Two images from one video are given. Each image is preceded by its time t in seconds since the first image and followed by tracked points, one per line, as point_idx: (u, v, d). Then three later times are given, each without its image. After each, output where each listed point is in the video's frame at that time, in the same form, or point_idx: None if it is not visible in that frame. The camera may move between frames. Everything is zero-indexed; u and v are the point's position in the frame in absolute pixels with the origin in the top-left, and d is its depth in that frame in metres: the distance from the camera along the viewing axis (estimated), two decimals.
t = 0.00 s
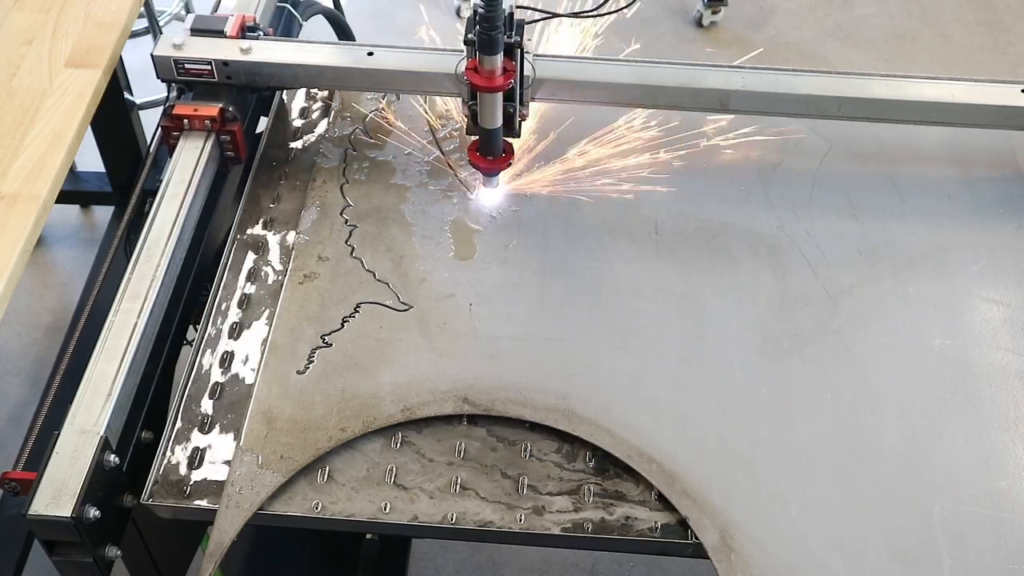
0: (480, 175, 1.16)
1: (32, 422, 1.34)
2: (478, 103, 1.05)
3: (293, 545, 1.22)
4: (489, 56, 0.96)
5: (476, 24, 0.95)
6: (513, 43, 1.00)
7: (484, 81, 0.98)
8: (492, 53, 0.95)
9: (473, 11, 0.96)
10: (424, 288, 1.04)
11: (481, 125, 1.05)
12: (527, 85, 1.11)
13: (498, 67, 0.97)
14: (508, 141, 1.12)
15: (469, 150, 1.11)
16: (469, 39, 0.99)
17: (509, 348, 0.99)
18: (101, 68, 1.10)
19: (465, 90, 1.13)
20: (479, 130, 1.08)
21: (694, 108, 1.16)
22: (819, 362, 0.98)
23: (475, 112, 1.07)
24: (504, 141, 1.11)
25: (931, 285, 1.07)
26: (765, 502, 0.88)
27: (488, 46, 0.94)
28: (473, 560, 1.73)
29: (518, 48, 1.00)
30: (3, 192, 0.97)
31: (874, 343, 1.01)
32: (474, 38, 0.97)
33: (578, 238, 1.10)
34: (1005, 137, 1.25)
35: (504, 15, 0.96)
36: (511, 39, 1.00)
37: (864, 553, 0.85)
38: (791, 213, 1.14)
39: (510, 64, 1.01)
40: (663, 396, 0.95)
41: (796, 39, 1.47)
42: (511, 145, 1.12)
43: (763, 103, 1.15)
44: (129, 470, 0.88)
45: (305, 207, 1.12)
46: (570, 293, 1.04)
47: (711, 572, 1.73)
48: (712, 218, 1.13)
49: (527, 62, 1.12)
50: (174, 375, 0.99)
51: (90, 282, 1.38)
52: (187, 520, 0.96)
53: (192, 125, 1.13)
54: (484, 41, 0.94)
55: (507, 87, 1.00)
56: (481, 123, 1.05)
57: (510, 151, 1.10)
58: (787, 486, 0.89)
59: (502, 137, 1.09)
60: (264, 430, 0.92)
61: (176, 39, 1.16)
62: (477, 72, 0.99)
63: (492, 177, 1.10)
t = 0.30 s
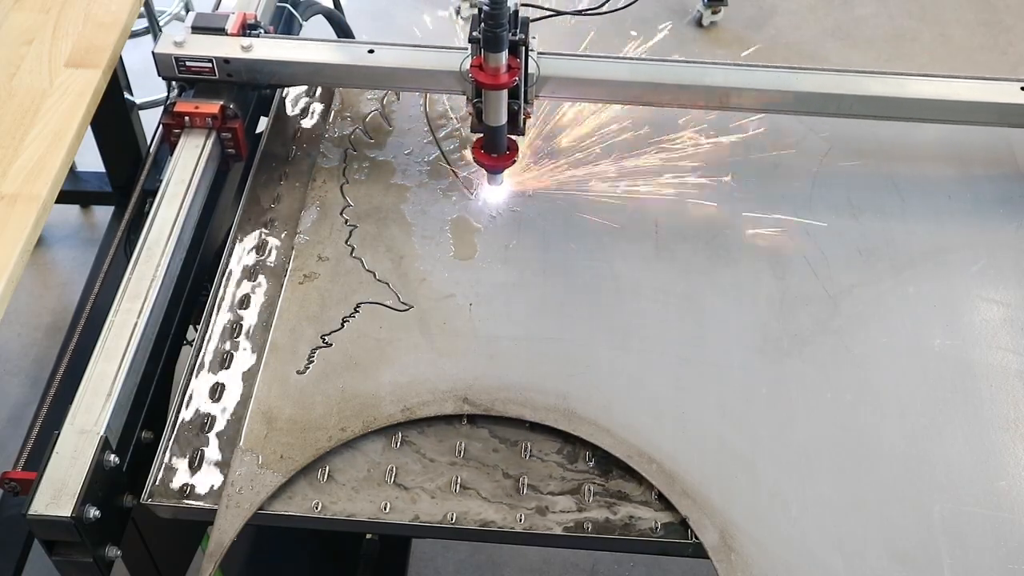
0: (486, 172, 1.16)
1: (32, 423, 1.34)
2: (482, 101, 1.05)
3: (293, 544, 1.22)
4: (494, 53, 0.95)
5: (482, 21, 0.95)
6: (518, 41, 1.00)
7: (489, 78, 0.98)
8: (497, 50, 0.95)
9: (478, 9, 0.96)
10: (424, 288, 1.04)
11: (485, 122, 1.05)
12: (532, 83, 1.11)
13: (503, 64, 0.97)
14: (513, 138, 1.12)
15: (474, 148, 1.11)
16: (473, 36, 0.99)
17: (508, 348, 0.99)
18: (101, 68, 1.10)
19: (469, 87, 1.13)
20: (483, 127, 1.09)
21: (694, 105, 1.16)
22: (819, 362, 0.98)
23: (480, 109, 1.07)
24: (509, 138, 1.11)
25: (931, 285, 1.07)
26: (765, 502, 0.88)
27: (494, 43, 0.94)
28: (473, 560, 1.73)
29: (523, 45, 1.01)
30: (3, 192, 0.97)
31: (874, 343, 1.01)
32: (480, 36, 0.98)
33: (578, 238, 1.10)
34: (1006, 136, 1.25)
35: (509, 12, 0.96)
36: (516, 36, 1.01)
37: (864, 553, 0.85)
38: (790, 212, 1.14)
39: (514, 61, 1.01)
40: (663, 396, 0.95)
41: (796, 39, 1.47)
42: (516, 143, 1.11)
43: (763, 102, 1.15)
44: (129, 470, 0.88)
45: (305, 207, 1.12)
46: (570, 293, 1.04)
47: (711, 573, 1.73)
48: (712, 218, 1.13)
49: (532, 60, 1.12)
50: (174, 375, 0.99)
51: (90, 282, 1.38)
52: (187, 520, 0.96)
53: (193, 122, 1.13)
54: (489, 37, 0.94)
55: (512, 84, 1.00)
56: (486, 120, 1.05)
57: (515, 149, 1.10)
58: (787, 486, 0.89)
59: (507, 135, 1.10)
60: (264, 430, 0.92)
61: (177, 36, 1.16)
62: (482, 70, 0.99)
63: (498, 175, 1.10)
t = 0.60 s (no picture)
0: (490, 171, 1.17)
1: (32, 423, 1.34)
2: (488, 100, 1.05)
3: (293, 544, 1.23)
4: (500, 52, 0.95)
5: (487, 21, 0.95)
6: (524, 40, 0.99)
7: (495, 77, 0.98)
8: (503, 50, 0.95)
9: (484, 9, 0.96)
10: (424, 288, 1.04)
11: (491, 121, 1.05)
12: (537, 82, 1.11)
13: (508, 64, 0.97)
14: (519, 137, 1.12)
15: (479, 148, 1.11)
16: (479, 36, 0.99)
17: (508, 348, 0.99)
18: (101, 68, 1.10)
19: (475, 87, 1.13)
20: (488, 126, 1.08)
21: (694, 104, 1.16)
22: (819, 362, 0.98)
23: (485, 109, 1.06)
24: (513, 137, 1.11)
25: (931, 285, 1.07)
26: (765, 501, 0.88)
27: (499, 43, 0.94)
28: (473, 560, 1.73)
29: (529, 45, 1.00)
30: (3, 192, 0.97)
31: (874, 343, 1.01)
32: (486, 35, 0.98)
33: (578, 237, 1.10)
34: (1006, 135, 1.25)
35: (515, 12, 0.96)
36: (522, 36, 0.99)
37: (864, 553, 0.85)
38: (791, 212, 1.14)
39: (520, 61, 1.01)
40: (663, 396, 0.95)
41: (796, 39, 1.47)
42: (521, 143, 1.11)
43: (763, 101, 1.15)
44: (129, 470, 0.88)
45: (305, 207, 1.12)
46: (570, 292, 1.04)
47: (710, 573, 1.73)
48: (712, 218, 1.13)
49: (538, 59, 1.12)
50: (174, 375, 0.99)
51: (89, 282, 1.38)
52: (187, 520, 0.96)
53: (194, 121, 1.13)
54: (495, 37, 0.94)
55: (518, 84, 1.00)
56: (491, 120, 1.05)
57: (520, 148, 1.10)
58: (787, 486, 0.89)
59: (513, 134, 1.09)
60: (264, 430, 0.92)
61: (177, 36, 1.16)
62: (487, 69, 0.99)
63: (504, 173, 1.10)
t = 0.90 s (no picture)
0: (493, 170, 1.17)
1: (32, 423, 1.34)
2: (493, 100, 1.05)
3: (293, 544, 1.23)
4: (504, 53, 0.95)
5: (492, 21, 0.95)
6: (529, 40, 0.99)
7: (500, 77, 0.98)
8: (507, 50, 0.95)
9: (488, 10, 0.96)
10: (424, 288, 1.04)
11: (495, 121, 1.06)
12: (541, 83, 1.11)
13: (513, 64, 0.97)
14: (522, 137, 1.12)
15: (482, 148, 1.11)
16: (484, 36, 0.99)
17: (508, 348, 0.99)
18: (101, 69, 1.10)
19: (479, 87, 1.13)
20: (493, 126, 1.08)
21: (694, 103, 1.16)
22: (818, 362, 0.98)
23: (490, 109, 1.07)
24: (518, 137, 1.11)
25: (931, 285, 1.07)
26: (765, 501, 0.88)
27: (504, 43, 0.94)
28: (473, 560, 1.73)
29: (533, 45, 1.00)
30: (3, 192, 0.97)
31: (873, 343, 1.01)
32: (490, 36, 0.98)
33: (578, 237, 1.10)
34: (1006, 135, 1.25)
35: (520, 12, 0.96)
36: (525, 36, 0.99)
37: (864, 553, 0.85)
38: (790, 212, 1.14)
39: (525, 61, 1.01)
40: (663, 396, 0.95)
41: (796, 39, 1.47)
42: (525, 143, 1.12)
43: (762, 100, 1.15)
44: (129, 470, 0.88)
45: (305, 207, 1.12)
46: (570, 292, 1.04)
47: (710, 572, 1.73)
48: (712, 217, 1.13)
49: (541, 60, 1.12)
50: (174, 375, 0.99)
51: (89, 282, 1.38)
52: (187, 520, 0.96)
53: (194, 121, 1.13)
54: (499, 38, 0.94)
55: (523, 84, 1.00)
56: (495, 120, 1.06)
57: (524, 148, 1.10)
58: (787, 486, 0.89)
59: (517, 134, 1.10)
60: (264, 430, 0.92)
61: (177, 35, 1.16)
62: (492, 69, 0.99)
63: (507, 173, 1.10)
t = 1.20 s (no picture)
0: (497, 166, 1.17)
1: (32, 424, 1.34)
2: (496, 97, 1.05)
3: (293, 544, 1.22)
4: (508, 50, 0.95)
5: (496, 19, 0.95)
6: (532, 38, 0.99)
7: (504, 74, 0.98)
8: (512, 47, 0.95)
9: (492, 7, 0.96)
10: (424, 288, 1.04)
11: (499, 118, 1.06)
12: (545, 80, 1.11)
13: (517, 61, 0.97)
14: (526, 135, 1.12)
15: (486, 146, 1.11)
16: (487, 33, 0.99)
17: (508, 348, 0.99)
18: (101, 68, 1.10)
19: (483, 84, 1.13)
20: (496, 123, 1.08)
21: (693, 101, 1.16)
22: (818, 362, 0.98)
23: (493, 106, 1.07)
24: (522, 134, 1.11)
25: (931, 285, 1.07)
26: (765, 502, 0.88)
27: (507, 40, 0.94)
28: (473, 560, 1.73)
29: (537, 42, 1.00)
30: (3, 192, 0.97)
31: (874, 343, 1.01)
32: (494, 33, 0.98)
33: (578, 237, 1.10)
34: (1005, 135, 1.25)
35: (524, 9, 0.96)
36: (529, 33, 0.99)
37: (864, 553, 0.85)
38: (790, 212, 1.14)
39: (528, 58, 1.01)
40: (662, 396, 0.95)
41: (796, 39, 1.47)
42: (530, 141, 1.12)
43: (762, 98, 1.15)
44: (129, 470, 0.88)
45: (305, 207, 1.12)
46: (570, 292, 1.04)
47: (711, 573, 1.73)
48: (712, 217, 1.13)
49: (545, 57, 1.12)
50: (174, 375, 0.99)
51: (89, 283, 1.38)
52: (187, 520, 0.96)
53: (194, 118, 1.13)
54: (504, 34, 0.94)
55: (526, 81, 1.00)
56: (499, 117, 1.06)
57: (528, 145, 1.10)
58: (787, 486, 0.89)
59: (521, 131, 1.09)
60: (264, 430, 0.92)
61: (178, 32, 1.17)
62: (496, 66, 0.99)
63: (510, 170, 1.10)
